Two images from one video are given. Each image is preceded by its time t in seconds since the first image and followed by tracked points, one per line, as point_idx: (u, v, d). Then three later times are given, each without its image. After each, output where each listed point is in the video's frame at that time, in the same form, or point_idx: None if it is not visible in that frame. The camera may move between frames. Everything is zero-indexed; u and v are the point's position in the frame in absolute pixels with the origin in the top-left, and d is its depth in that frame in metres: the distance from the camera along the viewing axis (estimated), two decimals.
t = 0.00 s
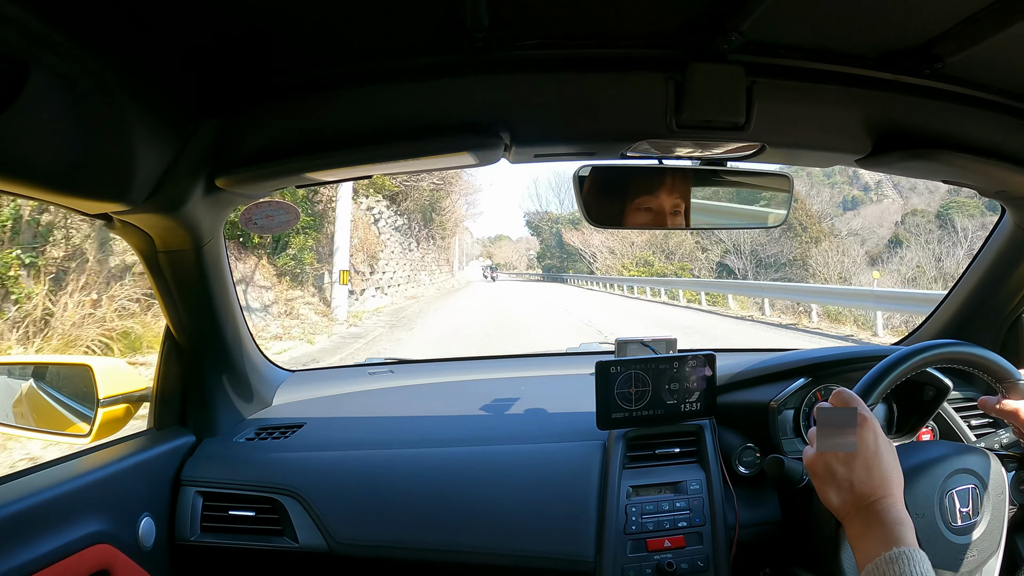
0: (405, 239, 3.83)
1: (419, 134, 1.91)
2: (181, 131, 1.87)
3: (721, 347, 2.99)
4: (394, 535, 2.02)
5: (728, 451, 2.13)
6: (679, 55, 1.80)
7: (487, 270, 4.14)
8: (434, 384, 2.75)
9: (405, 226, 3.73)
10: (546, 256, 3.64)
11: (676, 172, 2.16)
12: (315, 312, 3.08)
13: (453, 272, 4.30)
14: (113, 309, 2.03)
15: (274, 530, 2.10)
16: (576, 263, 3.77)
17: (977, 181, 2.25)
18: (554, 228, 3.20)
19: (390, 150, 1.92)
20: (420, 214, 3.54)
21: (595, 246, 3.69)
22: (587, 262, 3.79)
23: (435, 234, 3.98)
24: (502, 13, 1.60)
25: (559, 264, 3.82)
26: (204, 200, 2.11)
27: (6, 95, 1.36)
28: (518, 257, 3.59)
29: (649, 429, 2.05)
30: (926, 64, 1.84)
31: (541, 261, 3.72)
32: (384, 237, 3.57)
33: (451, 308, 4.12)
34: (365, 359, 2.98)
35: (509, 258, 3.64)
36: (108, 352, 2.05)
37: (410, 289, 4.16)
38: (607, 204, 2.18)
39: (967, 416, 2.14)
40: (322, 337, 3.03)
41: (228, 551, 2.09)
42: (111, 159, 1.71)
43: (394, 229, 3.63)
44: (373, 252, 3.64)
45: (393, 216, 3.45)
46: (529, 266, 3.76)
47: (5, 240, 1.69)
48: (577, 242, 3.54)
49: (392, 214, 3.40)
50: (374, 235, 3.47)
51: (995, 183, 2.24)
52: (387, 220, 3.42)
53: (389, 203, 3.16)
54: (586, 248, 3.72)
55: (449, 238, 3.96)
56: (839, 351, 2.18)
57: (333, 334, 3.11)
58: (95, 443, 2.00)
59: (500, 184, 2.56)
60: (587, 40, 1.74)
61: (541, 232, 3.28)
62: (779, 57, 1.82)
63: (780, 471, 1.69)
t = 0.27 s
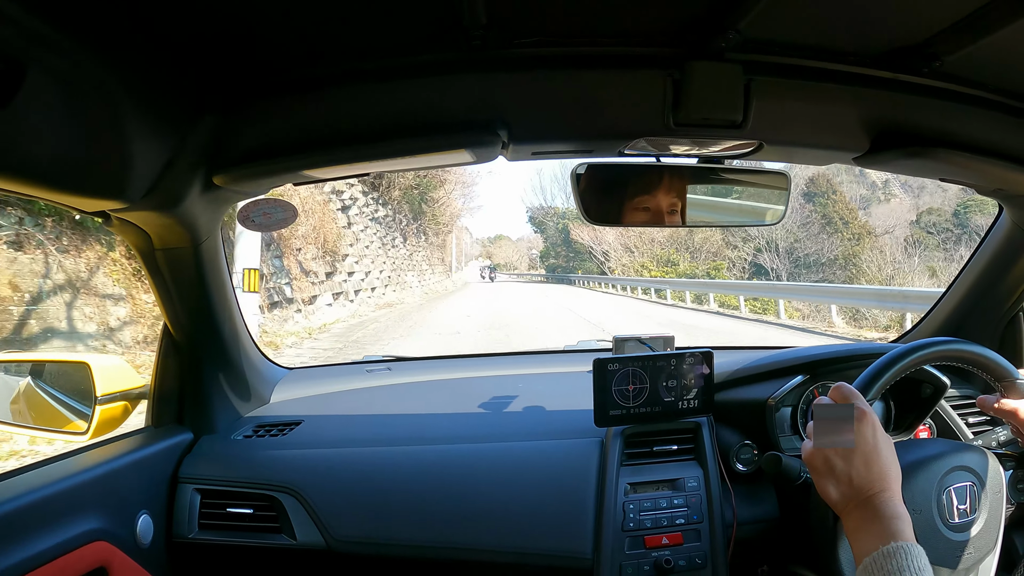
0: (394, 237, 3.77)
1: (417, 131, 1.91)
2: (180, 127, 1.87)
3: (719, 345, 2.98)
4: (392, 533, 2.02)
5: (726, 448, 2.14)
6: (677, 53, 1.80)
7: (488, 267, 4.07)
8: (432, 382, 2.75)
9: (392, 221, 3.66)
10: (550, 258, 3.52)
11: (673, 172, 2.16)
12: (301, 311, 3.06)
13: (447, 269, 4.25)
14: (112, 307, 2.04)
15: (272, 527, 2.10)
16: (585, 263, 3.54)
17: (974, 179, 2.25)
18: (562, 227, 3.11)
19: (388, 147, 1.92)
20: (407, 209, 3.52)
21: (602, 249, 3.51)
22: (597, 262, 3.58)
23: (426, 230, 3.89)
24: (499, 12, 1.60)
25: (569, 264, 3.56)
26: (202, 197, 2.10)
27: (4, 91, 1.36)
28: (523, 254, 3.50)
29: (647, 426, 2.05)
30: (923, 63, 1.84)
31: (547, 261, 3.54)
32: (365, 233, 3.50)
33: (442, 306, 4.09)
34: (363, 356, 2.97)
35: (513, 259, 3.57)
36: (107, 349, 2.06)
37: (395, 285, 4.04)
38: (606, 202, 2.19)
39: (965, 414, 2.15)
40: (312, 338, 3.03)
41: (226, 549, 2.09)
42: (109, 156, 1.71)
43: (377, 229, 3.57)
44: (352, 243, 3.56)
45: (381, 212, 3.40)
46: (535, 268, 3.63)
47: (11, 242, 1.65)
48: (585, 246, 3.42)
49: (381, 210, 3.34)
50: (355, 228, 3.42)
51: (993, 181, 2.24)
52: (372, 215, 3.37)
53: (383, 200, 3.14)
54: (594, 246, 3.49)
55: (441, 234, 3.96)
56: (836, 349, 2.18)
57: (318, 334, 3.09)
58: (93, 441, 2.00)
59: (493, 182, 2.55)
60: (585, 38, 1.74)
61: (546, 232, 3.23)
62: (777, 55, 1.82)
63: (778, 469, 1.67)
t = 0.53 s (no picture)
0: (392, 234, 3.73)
1: (415, 128, 1.91)
2: (177, 125, 1.86)
3: (717, 342, 2.98)
4: (391, 530, 2.03)
5: (724, 444, 2.14)
6: (675, 49, 1.80)
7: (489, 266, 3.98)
8: (431, 379, 2.75)
9: (390, 218, 3.59)
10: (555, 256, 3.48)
11: (673, 168, 2.16)
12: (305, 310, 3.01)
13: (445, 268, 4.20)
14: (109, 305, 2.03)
15: (271, 525, 2.10)
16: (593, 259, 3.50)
17: (972, 174, 2.25)
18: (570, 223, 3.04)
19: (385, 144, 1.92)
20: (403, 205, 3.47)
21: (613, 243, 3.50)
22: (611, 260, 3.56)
23: (417, 224, 3.83)
24: (496, 8, 1.59)
25: (579, 265, 3.55)
26: (200, 195, 2.10)
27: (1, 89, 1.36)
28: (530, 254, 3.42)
29: (646, 422, 2.05)
30: (922, 59, 1.83)
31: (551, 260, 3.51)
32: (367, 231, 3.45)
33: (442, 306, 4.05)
34: (361, 353, 2.97)
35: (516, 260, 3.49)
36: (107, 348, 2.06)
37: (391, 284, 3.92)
38: (604, 198, 2.19)
39: (963, 410, 2.15)
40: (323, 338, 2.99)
41: (226, 546, 2.09)
42: (106, 154, 1.71)
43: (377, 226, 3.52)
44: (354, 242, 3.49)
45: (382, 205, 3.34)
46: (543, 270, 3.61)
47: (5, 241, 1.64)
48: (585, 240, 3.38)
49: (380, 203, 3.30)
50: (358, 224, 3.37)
51: (991, 177, 2.24)
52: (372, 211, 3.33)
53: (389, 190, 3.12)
54: (607, 245, 3.52)
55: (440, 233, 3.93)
56: (833, 345, 2.19)
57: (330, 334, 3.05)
58: (91, 439, 2.00)
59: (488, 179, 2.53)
60: (582, 34, 1.73)
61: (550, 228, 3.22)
62: (776, 51, 1.81)
63: (777, 465, 1.70)
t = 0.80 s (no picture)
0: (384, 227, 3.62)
1: (416, 125, 1.92)
2: (179, 121, 1.87)
3: (716, 339, 2.99)
4: (392, 526, 2.03)
5: (723, 441, 2.14)
6: (676, 46, 1.80)
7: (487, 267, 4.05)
8: (431, 375, 2.76)
9: (381, 213, 3.52)
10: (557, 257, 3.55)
11: (672, 165, 2.16)
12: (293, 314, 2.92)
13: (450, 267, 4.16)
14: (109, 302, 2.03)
15: (271, 520, 2.11)
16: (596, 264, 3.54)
17: (971, 173, 2.26)
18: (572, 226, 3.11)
19: (387, 140, 1.92)
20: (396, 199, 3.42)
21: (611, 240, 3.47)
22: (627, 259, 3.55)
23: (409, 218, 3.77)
24: (498, 4, 1.60)
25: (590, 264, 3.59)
26: (200, 191, 2.10)
27: (3, 85, 1.36)
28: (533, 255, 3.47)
29: (646, 418, 2.06)
30: (923, 57, 1.84)
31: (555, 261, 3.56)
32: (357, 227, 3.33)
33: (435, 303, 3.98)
34: (361, 349, 2.98)
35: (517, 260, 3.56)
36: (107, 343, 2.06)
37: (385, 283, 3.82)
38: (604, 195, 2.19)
39: (962, 407, 2.16)
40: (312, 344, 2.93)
41: (226, 542, 2.10)
42: (107, 150, 1.71)
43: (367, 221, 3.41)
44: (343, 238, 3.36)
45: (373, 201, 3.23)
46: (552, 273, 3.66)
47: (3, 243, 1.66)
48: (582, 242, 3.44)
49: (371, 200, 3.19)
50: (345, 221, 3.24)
51: (991, 175, 2.25)
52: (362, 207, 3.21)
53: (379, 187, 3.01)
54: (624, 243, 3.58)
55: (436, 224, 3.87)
56: (833, 342, 2.19)
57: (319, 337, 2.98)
58: (92, 436, 2.01)
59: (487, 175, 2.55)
60: (583, 31, 1.73)
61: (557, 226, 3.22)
62: (777, 48, 1.82)
63: (776, 461, 1.73)
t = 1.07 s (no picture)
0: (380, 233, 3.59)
1: (415, 130, 1.91)
2: (178, 124, 1.86)
3: (715, 345, 3.00)
4: (388, 529, 2.03)
5: (720, 448, 2.14)
6: (676, 54, 1.81)
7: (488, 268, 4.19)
8: (429, 380, 2.76)
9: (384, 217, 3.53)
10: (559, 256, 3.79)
11: (668, 170, 2.14)
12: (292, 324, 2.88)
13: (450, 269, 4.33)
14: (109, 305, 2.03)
15: (267, 524, 2.10)
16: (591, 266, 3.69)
17: (970, 182, 2.26)
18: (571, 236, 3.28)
19: (386, 145, 1.92)
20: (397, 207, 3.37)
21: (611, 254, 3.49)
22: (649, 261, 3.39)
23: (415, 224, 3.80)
24: (499, 10, 1.60)
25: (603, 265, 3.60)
26: (199, 194, 2.10)
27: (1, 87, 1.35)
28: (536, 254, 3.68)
29: (643, 426, 2.05)
30: (922, 66, 1.84)
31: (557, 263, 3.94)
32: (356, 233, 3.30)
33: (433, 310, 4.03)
34: (359, 353, 2.98)
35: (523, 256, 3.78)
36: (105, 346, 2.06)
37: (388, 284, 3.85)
38: (603, 202, 2.19)
39: (959, 417, 2.15)
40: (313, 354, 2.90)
41: (221, 546, 2.09)
42: (105, 152, 1.70)
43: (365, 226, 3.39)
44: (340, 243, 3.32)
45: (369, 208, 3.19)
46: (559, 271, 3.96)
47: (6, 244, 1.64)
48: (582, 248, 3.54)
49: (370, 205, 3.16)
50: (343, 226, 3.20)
51: (990, 184, 2.25)
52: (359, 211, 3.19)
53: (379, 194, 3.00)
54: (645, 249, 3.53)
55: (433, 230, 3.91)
56: (832, 350, 2.19)
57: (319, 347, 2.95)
58: (89, 437, 2.00)
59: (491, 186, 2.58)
60: (584, 38, 1.74)
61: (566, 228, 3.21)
62: (777, 56, 1.82)
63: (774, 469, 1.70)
